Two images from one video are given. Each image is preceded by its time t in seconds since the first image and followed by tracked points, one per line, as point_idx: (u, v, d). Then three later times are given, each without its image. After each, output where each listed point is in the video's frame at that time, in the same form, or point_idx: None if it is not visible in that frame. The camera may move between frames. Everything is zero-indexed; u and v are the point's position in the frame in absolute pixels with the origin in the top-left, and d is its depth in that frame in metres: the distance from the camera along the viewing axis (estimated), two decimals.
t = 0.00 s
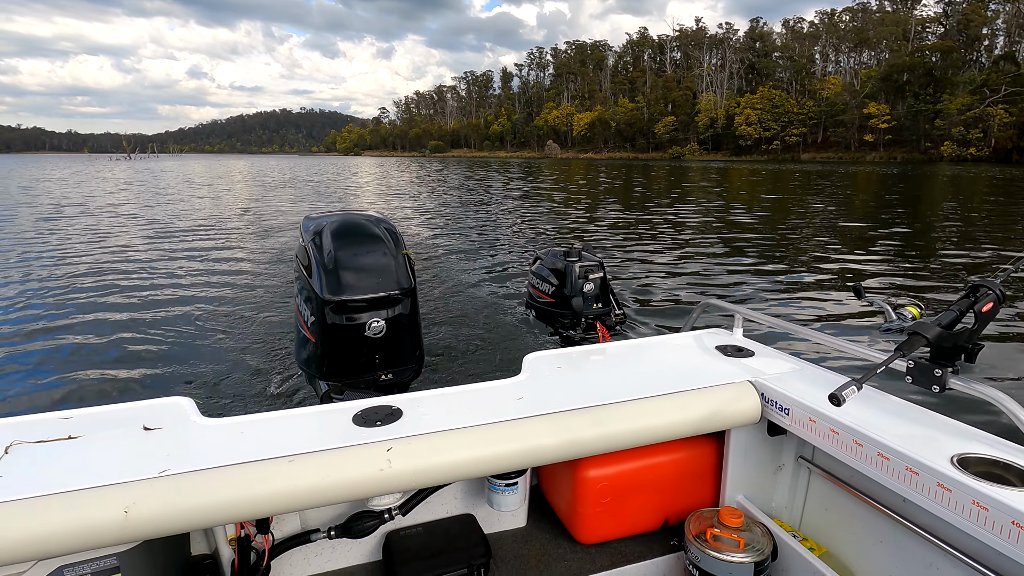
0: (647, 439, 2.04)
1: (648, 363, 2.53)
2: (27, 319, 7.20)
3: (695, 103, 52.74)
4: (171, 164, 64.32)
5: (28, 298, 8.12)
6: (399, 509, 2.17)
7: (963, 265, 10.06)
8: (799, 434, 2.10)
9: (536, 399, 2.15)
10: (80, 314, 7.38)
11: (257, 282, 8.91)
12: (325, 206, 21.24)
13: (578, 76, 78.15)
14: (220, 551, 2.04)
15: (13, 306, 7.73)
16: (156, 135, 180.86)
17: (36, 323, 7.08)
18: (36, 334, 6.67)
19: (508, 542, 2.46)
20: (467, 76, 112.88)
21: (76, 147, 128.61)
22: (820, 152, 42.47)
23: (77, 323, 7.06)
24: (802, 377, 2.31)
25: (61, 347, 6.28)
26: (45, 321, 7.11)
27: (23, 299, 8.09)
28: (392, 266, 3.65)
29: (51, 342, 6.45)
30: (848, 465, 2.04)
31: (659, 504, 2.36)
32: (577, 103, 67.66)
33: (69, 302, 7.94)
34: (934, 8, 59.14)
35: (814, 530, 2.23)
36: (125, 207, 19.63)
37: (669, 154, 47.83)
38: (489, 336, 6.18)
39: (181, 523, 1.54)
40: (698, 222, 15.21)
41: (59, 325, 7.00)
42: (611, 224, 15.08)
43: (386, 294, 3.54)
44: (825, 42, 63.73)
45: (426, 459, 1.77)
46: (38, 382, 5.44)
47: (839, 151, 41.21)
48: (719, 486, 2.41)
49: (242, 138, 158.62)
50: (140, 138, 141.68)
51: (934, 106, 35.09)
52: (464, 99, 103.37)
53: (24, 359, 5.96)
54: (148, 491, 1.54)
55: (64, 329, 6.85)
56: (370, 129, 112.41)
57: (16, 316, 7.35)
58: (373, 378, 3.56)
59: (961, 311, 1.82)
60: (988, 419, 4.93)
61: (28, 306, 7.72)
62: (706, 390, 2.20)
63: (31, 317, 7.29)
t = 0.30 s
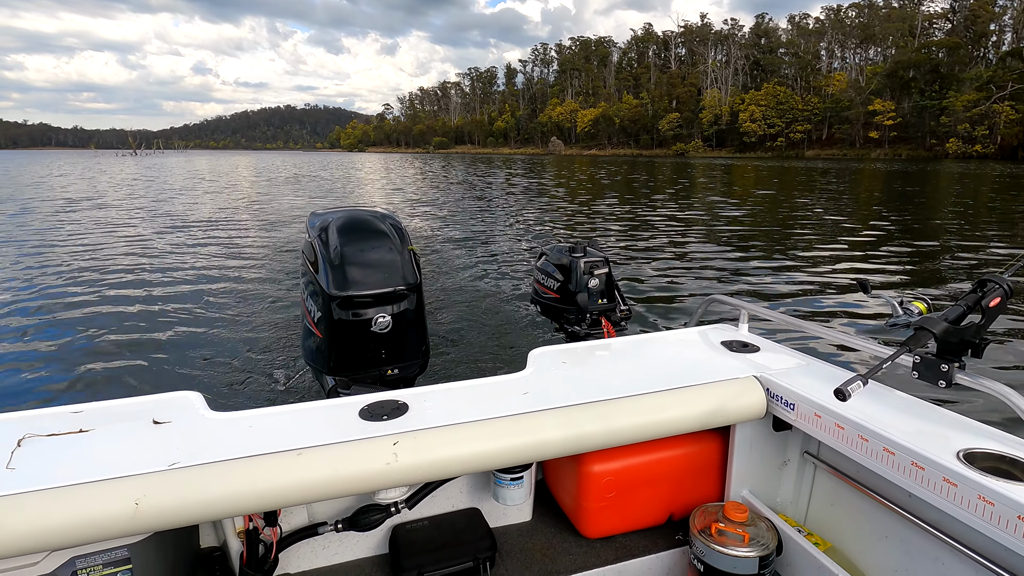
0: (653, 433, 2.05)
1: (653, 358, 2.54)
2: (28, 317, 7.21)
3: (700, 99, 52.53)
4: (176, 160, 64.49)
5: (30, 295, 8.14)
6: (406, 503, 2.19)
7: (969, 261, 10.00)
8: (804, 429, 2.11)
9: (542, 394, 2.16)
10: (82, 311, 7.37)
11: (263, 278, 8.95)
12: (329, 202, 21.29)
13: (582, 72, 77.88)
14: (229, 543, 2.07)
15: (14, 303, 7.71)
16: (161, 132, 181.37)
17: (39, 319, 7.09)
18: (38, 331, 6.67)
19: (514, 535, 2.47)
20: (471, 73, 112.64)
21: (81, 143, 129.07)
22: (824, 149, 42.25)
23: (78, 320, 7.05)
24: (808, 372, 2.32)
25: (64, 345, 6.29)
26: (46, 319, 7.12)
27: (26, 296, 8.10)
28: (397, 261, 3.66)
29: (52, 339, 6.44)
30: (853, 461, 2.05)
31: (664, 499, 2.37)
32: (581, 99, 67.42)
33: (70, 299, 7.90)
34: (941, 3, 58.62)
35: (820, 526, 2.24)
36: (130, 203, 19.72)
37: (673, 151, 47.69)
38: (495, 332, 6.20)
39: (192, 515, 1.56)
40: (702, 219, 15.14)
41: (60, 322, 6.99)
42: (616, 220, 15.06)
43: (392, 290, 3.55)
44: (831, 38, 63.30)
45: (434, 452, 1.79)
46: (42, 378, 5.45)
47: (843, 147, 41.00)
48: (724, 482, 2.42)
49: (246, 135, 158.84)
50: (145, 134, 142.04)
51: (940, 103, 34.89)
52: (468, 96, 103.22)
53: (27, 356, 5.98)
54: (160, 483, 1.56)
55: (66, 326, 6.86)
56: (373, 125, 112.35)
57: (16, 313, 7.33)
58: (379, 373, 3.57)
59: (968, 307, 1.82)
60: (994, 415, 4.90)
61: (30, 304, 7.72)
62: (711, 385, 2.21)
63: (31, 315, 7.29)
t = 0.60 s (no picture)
0: (657, 430, 2.06)
1: (659, 355, 2.55)
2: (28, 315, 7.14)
3: (702, 96, 52.38)
4: (179, 156, 64.56)
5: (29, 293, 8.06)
6: (411, 498, 2.20)
7: (974, 259, 9.96)
8: (809, 427, 2.12)
9: (546, 391, 2.17)
10: (88, 307, 7.42)
11: (267, 274, 8.98)
12: (331, 198, 21.28)
13: (585, 69, 77.69)
14: (237, 537, 2.08)
15: (18, 300, 7.72)
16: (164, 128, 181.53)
17: (38, 318, 7.01)
18: (43, 328, 6.68)
19: (518, 531, 2.49)
20: (474, 69, 112.34)
21: (85, 140, 129.24)
22: (827, 146, 42.11)
23: (84, 316, 7.10)
24: (810, 370, 2.32)
25: (66, 343, 6.25)
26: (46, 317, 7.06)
27: (26, 293, 8.04)
28: (403, 259, 3.67)
29: (56, 337, 6.42)
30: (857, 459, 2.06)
31: (667, 496, 2.39)
32: (584, 96, 67.26)
33: (77, 295, 7.96)
34: None
35: (823, 523, 2.25)
36: (134, 200, 19.77)
37: (675, 148, 47.58)
38: (499, 328, 6.21)
39: (202, 509, 1.58)
40: (705, 216, 15.10)
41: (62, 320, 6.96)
42: (619, 217, 15.05)
43: (397, 287, 3.56)
44: (835, 34, 62.99)
45: (440, 448, 1.80)
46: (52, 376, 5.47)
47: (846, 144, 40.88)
48: (728, 478, 2.43)
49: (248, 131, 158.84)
50: (147, 130, 142.21)
51: (944, 100, 34.76)
52: (470, 92, 103.08)
53: (31, 354, 5.94)
54: (169, 478, 1.58)
55: (68, 324, 6.83)
56: (375, 121, 112.29)
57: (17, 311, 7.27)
58: (384, 370, 3.59)
59: (973, 305, 1.82)
60: (999, 413, 4.90)
61: (30, 302, 7.66)
62: (716, 383, 2.22)
63: (30, 313, 7.21)
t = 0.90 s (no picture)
0: (659, 427, 2.07)
1: (661, 352, 2.56)
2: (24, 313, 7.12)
3: (703, 93, 52.30)
4: (179, 153, 64.46)
5: (26, 291, 8.04)
6: (414, 494, 2.22)
7: (975, 257, 9.95)
8: (810, 424, 2.13)
9: (549, 387, 2.18)
10: (93, 304, 7.44)
11: (268, 271, 8.98)
12: (332, 195, 21.29)
13: (585, 66, 77.54)
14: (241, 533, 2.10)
15: (24, 297, 7.75)
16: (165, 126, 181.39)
17: (35, 316, 6.99)
18: (49, 324, 6.71)
19: (520, 526, 2.50)
20: (474, 66, 112.21)
21: (85, 137, 129.10)
22: (828, 144, 42.08)
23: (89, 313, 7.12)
24: (813, 367, 2.33)
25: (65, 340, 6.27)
26: (43, 314, 7.05)
27: (22, 291, 8.01)
28: (407, 255, 3.68)
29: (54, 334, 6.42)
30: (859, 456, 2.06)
31: (669, 492, 2.40)
32: (584, 93, 67.14)
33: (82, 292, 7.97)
34: None
35: (824, 519, 2.26)
36: (134, 197, 19.76)
37: (676, 145, 47.54)
38: (502, 326, 6.22)
39: (208, 503, 1.60)
40: (706, 214, 15.10)
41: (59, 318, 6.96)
42: (620, 214, 15.06)
43: (401, 284, 3.57)
44: (836, 31, 62.87)
45: (444, 445, 1.82)
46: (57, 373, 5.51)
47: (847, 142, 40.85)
48: (730, 475, 2.44)
49: (249, 128, 158.63)
50: (148, 127, 142.10)
51: (944, 97, 34.76)
52: (471, 89, 102.87)
53: (32, 352, 5.95)
54: (175, 473, 1.59)
55: (65, 321, 6.83)
56: (376, 119, 112.20)
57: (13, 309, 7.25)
58: (388, 366, 3.60)
59: (975, 305, 1.83)
60: (999, 411, 4.93)
61: (28, 299, 7.64)
62: (718, 380, 2.23)
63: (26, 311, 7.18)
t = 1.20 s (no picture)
0: (658, 425, 2.08)
1: (661, 350, 2.56)
2: (22, 310, 7.09)
3: (703, 91, 52.21)
4: (180, 150, 64.37)
5: (27, 287, 8.06)
6: (414, 490, 2.23)
7: (976, 256, 9.94)
8: (810, 422, 2.13)
9: (549, 385, 2.19)
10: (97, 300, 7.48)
11: (269, 268, 8.98)
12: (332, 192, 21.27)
13: (586, 64, 77.38)
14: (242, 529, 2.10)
15: (27, 293, 7.79)
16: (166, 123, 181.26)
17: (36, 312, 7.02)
18: (54, 320, 6.76)
19: (520, 523, 2.51)
20: (474, 64, 112.00)
21: (86, 134, 129.03)
22: (828, 141, 42.01)
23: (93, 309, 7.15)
24: (813, 366, 2.34)
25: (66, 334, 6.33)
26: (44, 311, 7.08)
27: (21, 288, 7.97)
28: (407, 252, 3.68)
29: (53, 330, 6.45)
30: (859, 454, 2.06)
31: (669, 490, 2.40)
32: (584, 91, 67.05)
33: (86, 288, 8.02)
34: None
35: (824, 517, 2.26)
36: (134, 194, 19.75)
37: (676, 143, 47.47)
38: (502, 323, 6.23)
39: (210, 498, 1.61)
40: (707, 211, 15.09)
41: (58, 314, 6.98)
42: (620, 212, 15.05)
43: (402, 281, 3.57)
44: (836, 29, 62.73)
45: (444, 442, 1.82)
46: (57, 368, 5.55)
47: (846, 139, 40.79)
48: (730, 473, 2.44)
49: (249, 126, 158.41)
50: (148, 125, 142.26)
51: (944, 95, 34.73)
52: (471, 87, 102.70)
53: (33, 347, 6.00)
54: (176, 469, 1.59)
55: (65, 317, 6.85)
56: (376, 116, 112.01)
57: (11, 306, 7.20)
58: (388, 363, 3.61)
59: (977, 303, 1.82)
60: (998, 409, 4.93)
61: (28, 296, 7.66)
62: (718, 378, 2.23)
63: (26, 307, 7.18)
